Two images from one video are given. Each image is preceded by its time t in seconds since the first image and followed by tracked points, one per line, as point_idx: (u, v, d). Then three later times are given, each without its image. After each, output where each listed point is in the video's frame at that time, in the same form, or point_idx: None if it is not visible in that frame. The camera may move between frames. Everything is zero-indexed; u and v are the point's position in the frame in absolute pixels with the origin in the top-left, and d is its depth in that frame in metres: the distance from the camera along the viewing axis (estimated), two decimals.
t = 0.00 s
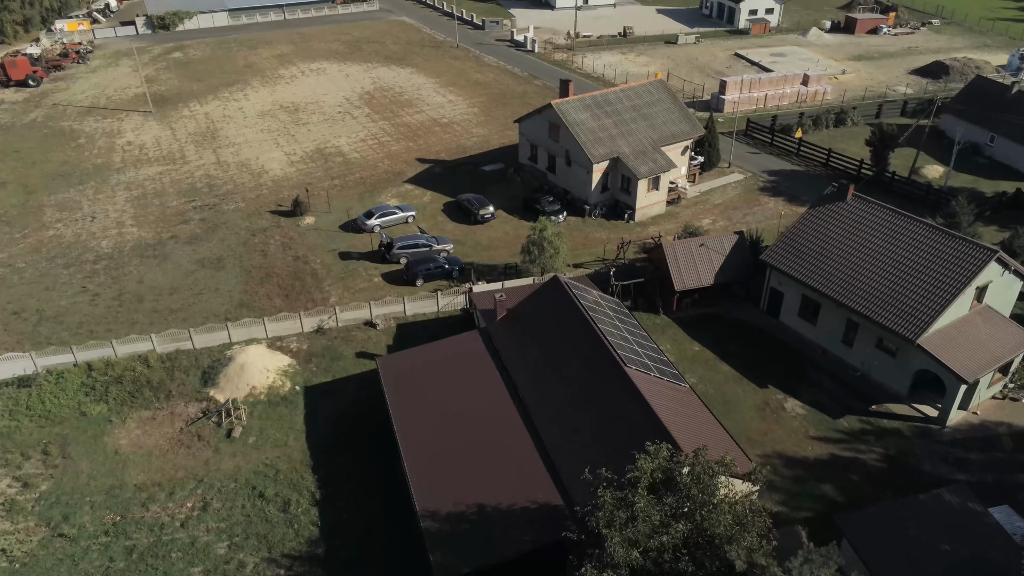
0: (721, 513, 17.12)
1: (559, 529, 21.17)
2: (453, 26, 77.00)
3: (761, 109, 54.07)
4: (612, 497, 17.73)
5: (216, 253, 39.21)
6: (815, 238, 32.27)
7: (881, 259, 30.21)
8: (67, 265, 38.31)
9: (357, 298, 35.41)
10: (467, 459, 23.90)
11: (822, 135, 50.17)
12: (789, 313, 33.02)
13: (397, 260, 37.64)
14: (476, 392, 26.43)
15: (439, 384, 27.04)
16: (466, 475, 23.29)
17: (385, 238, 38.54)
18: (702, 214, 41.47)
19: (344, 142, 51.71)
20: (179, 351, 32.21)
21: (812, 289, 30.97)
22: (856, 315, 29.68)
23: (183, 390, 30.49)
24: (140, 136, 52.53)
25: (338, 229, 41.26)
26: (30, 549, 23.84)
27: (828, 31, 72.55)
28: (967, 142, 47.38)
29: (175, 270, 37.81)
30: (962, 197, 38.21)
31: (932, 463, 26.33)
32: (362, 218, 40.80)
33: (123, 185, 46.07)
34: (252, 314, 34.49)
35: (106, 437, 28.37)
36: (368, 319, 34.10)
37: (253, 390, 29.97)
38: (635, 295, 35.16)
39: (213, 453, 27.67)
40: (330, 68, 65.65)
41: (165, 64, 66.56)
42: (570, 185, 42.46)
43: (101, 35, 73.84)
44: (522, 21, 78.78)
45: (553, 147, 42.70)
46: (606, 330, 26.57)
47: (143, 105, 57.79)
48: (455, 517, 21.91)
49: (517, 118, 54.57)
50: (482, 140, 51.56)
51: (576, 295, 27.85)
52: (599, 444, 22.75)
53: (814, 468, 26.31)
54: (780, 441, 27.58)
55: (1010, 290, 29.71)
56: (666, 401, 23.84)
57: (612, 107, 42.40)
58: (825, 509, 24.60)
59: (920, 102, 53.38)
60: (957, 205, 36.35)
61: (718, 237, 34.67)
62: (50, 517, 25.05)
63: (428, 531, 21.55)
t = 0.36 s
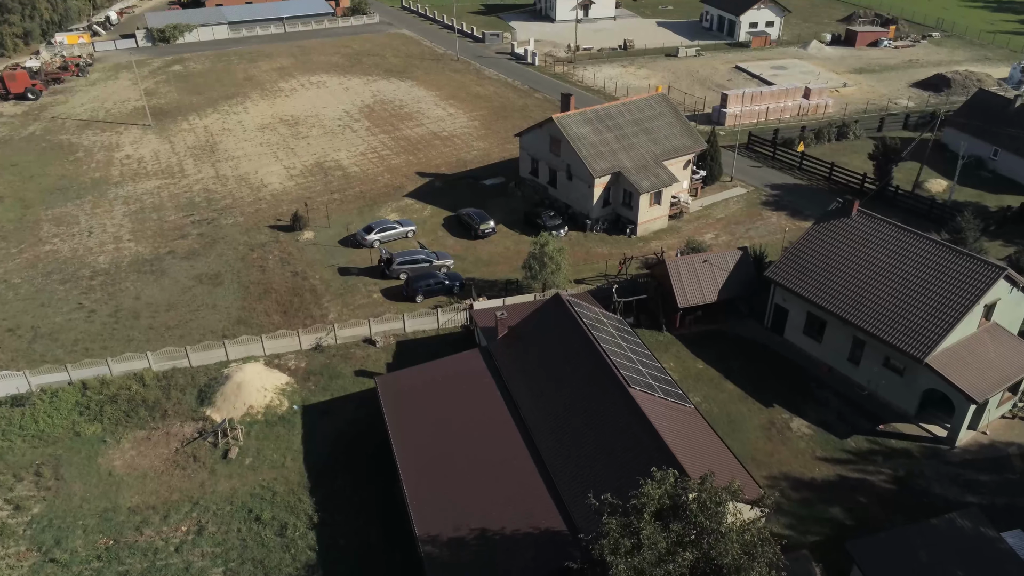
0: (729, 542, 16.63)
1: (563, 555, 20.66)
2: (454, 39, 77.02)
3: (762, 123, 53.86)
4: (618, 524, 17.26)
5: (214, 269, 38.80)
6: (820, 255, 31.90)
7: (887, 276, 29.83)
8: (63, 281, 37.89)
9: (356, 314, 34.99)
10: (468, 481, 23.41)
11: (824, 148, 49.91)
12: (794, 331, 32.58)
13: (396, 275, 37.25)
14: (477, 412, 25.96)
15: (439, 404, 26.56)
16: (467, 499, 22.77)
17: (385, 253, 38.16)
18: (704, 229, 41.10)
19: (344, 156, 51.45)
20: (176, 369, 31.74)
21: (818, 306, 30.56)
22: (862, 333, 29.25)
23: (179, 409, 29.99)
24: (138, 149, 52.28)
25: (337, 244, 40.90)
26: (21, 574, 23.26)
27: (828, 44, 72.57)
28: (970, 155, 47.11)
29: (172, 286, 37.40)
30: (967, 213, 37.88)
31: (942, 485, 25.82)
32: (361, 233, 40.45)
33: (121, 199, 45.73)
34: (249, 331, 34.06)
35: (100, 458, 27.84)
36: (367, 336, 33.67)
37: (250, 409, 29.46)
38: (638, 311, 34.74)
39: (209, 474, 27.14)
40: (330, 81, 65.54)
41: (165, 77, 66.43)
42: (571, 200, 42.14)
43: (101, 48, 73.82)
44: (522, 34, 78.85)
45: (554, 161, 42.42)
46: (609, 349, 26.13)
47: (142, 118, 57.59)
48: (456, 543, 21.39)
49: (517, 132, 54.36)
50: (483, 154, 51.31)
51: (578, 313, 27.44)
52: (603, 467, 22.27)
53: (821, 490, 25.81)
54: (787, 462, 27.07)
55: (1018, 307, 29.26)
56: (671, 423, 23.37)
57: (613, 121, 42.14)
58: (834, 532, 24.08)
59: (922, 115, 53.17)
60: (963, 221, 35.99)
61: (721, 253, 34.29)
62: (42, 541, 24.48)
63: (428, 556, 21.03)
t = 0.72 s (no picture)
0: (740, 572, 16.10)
1: None
2: (455, 52, 76.98)
3: (764, 136, 53.62)
4: (625, 552, 16.76)
5: (212, 284, 38.37)
6: (826, 271, 31.46)
7: (895, 292, 29.38)
8: (59, 297, 37.45)
9: (355, 332, 34.52)
10: (471, 505, 22.86)
11: (827, 162, 49.63)
12: (800, 348, 32.11)
13: (396, 291, 36.81)
14: (480, 434, 25.45)
15: (441, 425, 26.05)
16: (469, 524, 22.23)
17: (385, 268, 37.73)
18: (708, 243, 40.72)
19: (344, 169, 51.13)
20: (172, 388, 31.23)
21: (825, 323, 30.09)
22: (870, 351, 28.78)
23: (175, 428, 29.46)
24: (137, 163, 51.97)
25: (337, 259, 40.51)
26: None
27: (829, 56, 72.45)
28: (974, 169, 46.81)
29: (170, 302, 36.95)
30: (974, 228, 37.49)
31: (954, 508, 25.26)
32: (361, 248, 40.05)
33: (119, 213, 45.35)
34: (247, 349, 33.59)
35: (93, 480, 27.29)
36: (366, 353, 33.20)
37: (248, 429, 28.92)
38: (641, 328, 34.29)
39: (205, 497, 26.58)
40: (330, 94, 65.38)
41: (165, 90, 66.28)
42: (572, 214, 41.79)
43: (101, 61, 73.74)
44: (522, 47, 78.82)
45: (556, 176, 42.09)
46: (614, 369, 25.66)
47: (141, 132, 57.32)
48: (458, 569, 20.84)
49: (518, 145, 54.11)
50: (483, 167, 50.97)
51: (582, 332, 27.00)
52: (609, 492, 21.78)
53: (831, 513, 25.22)
54: (794, 484, 26.53)
55: None
56: (678, 447, 22.90)
57: (615, 134, 41.83)
58: (845, 558, 23.49)
59: (925, 128, 52.93)
60: (970, 236, 35.59)
61: (725, 269, 33.88)
62: (32, 567, 23.88)
63: None
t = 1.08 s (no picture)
0: None
1: None
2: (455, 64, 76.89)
3: (767, 149, 53.33)
4: None
5: (210, 300, 37.91)
6: (833, 287, 30.99)
7: (904, 310, 28.90)
8: (55, 312, 36.98)
9: (355, 348, 34.01)
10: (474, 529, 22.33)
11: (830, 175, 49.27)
12: (807, 365, 31.60)
13: (396, 307, 36.32)
14: (482, 455, 24.96)
15: (442, 445, 25.53)
16: (471, 549, 21.69)
17: (385, 284, 37.27)
18: (712, 258, 40.27)
19: (344, 182, 50.78)
20: (168, 406, 30.67)
21: (832, 341, 29.60)
22: (879, 369, 28.27)
23: (170, 448, 28.88)
24: (136, 176, 51.62)
25: (337, 274, 40.05)
26: None
27: (830, 69, 72.26)
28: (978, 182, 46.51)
29: (167, 318, 36.47)
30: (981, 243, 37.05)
31: (967, 532, 24.66)
32: (361, 263, 39.60)
33: (117, 227, 44.97)
34: (245, 366, 33.07)
35: (87, 501, 26.71)
36: (366, 371, 32.67)
37: (245, 449, 28.36)
38: (645, 345, 33.78)
39: (200, 519, 25.99)
40: (330, 107, 65.17)
41: (165, 103, 66.10)
42: (574, 229, 41.38)
43: (101, 73, 73.61)
44: (523, 59, 78.74)
45: (557, 190, 41.71)
46: (618, 389, 25.18)
47: (140, 145, 57.04)
48: None
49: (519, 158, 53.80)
50: (484, 181, 50.61)
51: (586, 351, 26.52)
52: (615, 517, 21.29)
53: (841, 537, 24.63)
54: (803, 506, 25.95)
55: None
56: (685, 470, 22.44)
57: (617, 148, 41.49)
58: None
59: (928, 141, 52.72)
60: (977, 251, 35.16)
61: (730, 285, 33.42)
62: None
63: None
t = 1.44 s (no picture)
0: None
1: None
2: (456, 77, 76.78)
3: (770, 162, 53.02)
4: None
5: (208, 315, 37.43)
6: (841, 304, 30.53)
7: (914, 327, 28.43)
8: (51, 328, 36.48)
9: (355, 366, 33.50)
10: (476, 553, 21.72)
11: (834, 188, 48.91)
12: (815, 384, 31.09)
13: (397, 323, 35.83)
14: (484, 477, 24.38)
15: (444, 467, 24.94)
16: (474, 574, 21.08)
17: (386, 299, 36.79)
18: (716, 273, 39.82)
19: (344, 196, 50.42)
20: (165, 426, 30.08)
21: (841, 359, 29.09)
22: (889, 388, 27.74)
23: (166, 469, 28.29)
24: (135, 190, 51.24)
25: (337, 289, 39.58)
26: None
27: (832, 81, 72.07)
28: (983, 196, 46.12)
29: (165, 335, 35.96)
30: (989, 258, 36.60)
31: (982, 556, 24.06)
32: (361, 279, 39.14)
33: (115, 241, 44.55)
34: (243, 384, 32.53)
35: (80, 524, 26.08)
36: (367, 389, 32.14)
37: (242, 470, 27.78)
38: (650, 362, 33.26)
39: (196, 543, 25.38)
40: (331, 120, 64.92)
41: (165, 116, 65.87)
42: (577, 243, 40.97)
43: (101, 86, 73.45)
44: (524, 72, 78.63)
45: (560, 204, 41.33)
46: (624, 409, 24.66)
47: (139, 158, 56.72)
48: None
49: (521, 172, 53.47)
50: (485, 194, 50.24)
51: (591, 370, 26.02)
52: (622, 542, 20.71)
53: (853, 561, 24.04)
54: (813, 529, 25.35)
55: None
56: (693, 494, 21.88)
57: (620, 162, 41.13)
58: None
59: (932, 154, 52.39)
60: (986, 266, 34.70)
61: (736, 302, 32.93)
62: None
63: None
